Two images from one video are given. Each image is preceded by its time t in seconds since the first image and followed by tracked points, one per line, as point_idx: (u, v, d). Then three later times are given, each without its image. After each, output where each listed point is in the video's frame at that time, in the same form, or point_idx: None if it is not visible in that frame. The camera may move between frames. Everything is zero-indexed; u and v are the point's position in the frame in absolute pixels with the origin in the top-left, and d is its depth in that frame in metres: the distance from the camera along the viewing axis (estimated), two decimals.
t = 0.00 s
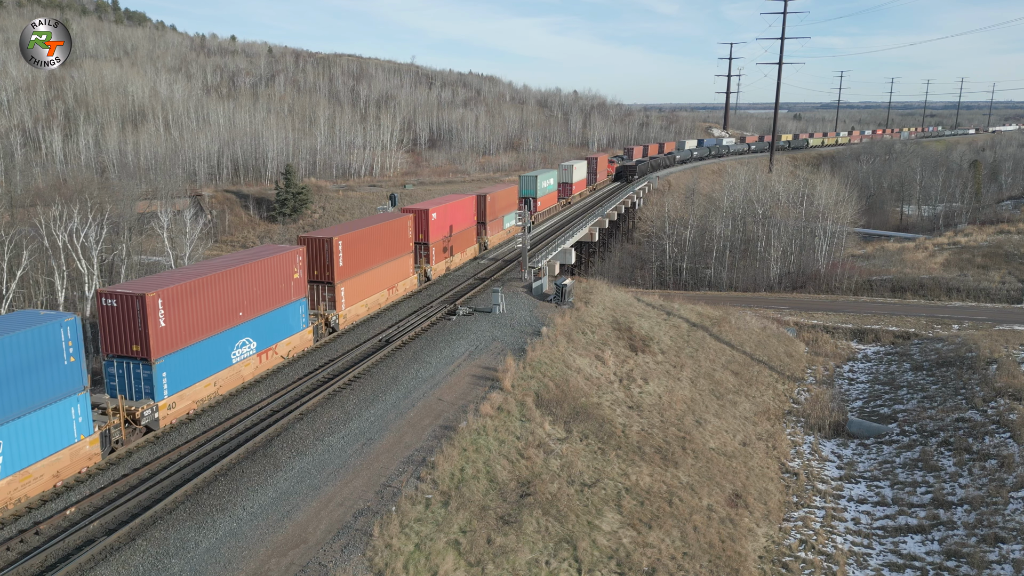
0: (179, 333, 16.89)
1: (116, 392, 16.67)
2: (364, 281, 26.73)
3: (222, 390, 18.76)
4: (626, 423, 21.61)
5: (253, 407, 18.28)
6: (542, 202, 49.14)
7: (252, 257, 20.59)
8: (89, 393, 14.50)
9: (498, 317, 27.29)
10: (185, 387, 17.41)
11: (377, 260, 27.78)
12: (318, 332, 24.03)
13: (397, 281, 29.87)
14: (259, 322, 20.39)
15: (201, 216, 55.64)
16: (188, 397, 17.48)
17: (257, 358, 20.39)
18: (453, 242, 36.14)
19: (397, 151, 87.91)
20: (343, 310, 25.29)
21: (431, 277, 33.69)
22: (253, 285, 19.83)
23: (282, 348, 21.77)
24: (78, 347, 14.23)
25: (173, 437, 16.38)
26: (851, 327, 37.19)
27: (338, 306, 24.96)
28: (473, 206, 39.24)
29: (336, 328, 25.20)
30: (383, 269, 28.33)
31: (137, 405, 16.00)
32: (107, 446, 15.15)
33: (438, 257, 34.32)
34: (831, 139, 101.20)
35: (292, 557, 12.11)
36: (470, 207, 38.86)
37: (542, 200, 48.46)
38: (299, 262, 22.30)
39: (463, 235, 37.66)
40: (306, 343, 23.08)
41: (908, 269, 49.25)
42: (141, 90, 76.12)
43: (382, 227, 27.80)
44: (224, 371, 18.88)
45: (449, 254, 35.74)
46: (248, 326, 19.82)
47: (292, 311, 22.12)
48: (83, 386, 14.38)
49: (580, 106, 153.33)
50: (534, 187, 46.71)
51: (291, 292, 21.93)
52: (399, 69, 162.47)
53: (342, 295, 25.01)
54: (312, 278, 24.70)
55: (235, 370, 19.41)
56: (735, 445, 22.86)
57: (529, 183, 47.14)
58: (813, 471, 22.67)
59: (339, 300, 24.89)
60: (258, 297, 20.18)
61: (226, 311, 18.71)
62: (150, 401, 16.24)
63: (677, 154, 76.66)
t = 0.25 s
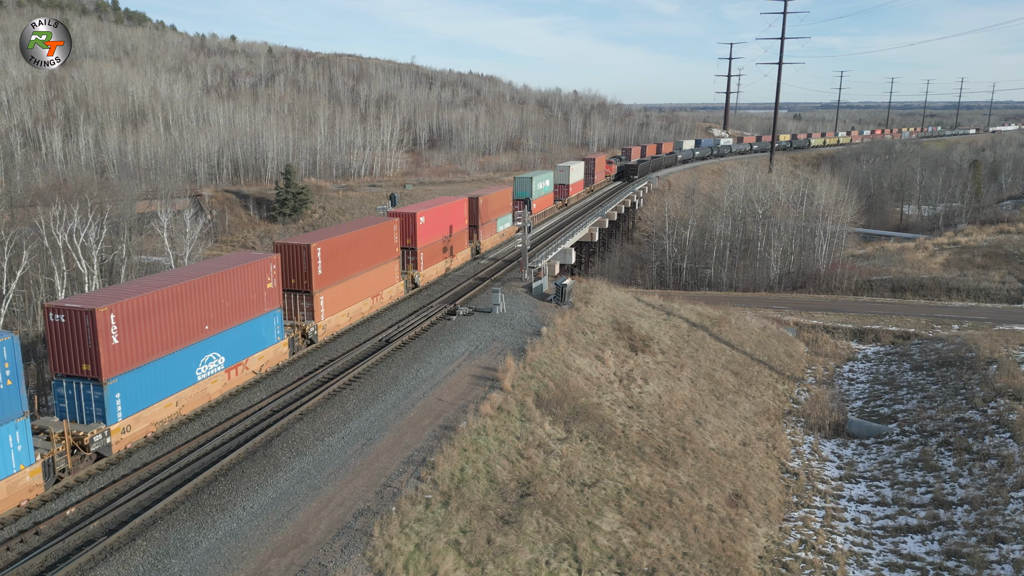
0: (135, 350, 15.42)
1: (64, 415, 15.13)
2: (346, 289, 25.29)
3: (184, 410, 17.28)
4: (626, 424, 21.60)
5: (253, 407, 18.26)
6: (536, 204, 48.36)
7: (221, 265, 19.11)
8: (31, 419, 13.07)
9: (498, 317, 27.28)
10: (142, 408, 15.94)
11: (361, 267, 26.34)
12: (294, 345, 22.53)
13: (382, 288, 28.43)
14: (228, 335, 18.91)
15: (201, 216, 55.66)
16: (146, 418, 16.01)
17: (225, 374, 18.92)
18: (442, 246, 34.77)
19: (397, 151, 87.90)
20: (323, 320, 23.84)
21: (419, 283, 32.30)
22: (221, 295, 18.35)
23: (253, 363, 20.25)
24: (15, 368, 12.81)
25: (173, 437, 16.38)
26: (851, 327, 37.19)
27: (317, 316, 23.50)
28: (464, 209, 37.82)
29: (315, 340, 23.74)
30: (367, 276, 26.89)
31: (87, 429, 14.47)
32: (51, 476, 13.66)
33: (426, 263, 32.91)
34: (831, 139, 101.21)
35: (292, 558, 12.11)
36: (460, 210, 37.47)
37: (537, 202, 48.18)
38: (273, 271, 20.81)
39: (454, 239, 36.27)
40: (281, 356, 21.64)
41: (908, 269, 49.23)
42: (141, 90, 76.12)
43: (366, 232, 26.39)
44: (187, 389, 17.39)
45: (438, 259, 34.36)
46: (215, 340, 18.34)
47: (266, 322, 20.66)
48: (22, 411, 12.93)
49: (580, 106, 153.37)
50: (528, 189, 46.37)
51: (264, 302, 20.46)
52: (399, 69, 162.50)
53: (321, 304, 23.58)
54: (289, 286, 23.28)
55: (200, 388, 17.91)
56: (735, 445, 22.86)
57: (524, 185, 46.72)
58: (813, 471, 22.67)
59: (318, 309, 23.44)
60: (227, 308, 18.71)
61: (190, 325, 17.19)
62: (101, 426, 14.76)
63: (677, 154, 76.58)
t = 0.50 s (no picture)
0: (82, 370, 14.01)
1: (6, 442, 13.72)
2: (324, 298, 23.83)
3: (141, 434, 15.82)
4: (626, 424, 21.60)
5: (253, 407, 18.26)
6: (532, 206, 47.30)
7: (184, 277, 17.72)
8: None
9: (498, 317, 27.28)
10: (93, 432, 14.51)
11: (342, 274, 24.89)
12: (267, 359, 21.07)
13: (365, 297, 26.99)
14: (192, 351, 17.48)
15: (201, 216, 55.68)
16: (97, 444, 14.57)
17: (189, 393, 17.42)
18: (431, 252, 33.29)
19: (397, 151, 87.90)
20: (300, 332, 22.40)
21: (407, 290, 30.85)
22: (184, 308, 16.98)
23: (221, 381, 18.76)
24: None
25: (173, 438, 16.37)
26: (851, 327, 37.18)
27: (294, 328, 22.05)
28: (455, 212, 36.33)
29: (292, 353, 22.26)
30: (348, 283, 25.43)
31: (28, 458, 12.98)
32: None
33: (414, 269, 31.46)
34: (831, 139, 101.20)
35: (292, 558, 12.11)
36: (451, 213, 35.96)
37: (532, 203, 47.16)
38: (243, 281, 19.41)
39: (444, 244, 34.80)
40: (254, 371, 20.18)
41: (908, 269, 49.23)
42: (141, 90, 76.17)
43: (347, 238, 24.94)
44: (145, 411, 15.94)
45: (427, 265, 32.91)
46: (177, 357, 16.90)
47: (236, 336, 19.21)
48: None
49: (580, 106, 153.43)
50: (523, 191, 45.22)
51: (234, 315, 19.03)
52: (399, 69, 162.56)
53: (297, 314, 22.12)
54: (263, 296, 21.83)
55: (161, 409, 16.47)
56: (735, 445, 22.85)
57: (519, 186, 45.66)
58: (813, 471, 22.67)
59: (294, 320, 22.00)
60: (191, 322, 17.29)
61: (146, 342, 15.76)
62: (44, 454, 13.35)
63: (677, 154, 76.56)
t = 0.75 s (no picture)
0: (22, 392, 12.67)
1: None
2: (302, 308, 22.43)
3: (93, 461, 14.42)
4: (626, 424, 21.58)
5: (254, 407, 18.25)
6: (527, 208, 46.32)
7: (142, 288, 16.33)
8: None
9: (498, 317, 27.26)
10: (36, 460, 13.14)
11: (321, 283, 23.51)
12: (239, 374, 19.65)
13: (348, 306, 25.59)
14: (152, 368, 16.08)
15: (201, 216, 55.66)
16: (40, 474, 13.18)
17: (147, 415, 16.01)
18: (418, 257, 31.82)
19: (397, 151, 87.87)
20: (274, 344, 20.99)
21: (392, 298, 29.43)
22: (140, 323, 15.62)
23: (184, 401, 17.33)
24: None
25: (173, 437, 16.35)
26: (851, 327, 37.17)
27: (268, 341, 20.66)
28: (444, 215, 34.81)
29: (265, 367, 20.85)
30: (330, 291, 24.14)
31: None
32: None
33: (400, 276, 30.01)
34: (831, 139, 101.17)
35: (292, 558, 12.10)
36: (440, 217, 34.43)
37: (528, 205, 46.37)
38: (210, 292, 18.07)
39: (432, 248, 33.33)
40: (222, 388, 18.80)
41: (908, 269, 49.22)
42: (141, 90, 76.16)
43: (326, 244, 23.58)
44: (98, 436, 14.54)
45: (414, 271, 31.44)
46: (134, 376, 15.51)
47: (201, 351, 17.83)
48: None
49: (580, 106, 153.45)
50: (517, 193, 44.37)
51: (198, 328, 17.67)
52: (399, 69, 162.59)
53: (272, 326, 20.74)
54: (235, 307, 20.45)
55: (115, 433, 15.06)
56: (735, 445, 22.85)
57: (513, 188, 44.85)
58: (814, 471, 22.66)
59: (269, 332, 20.61)
60: (149, 337, 15.90)
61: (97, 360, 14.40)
62: None
63: (677, 154, 76.51)
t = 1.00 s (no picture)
0: None
1: None
2: (276, 320, 21.05)
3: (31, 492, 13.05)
4: (626, 423, 21.58)
5: (254, 407, 18.25)
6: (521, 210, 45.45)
7: (94, 302, 14.94)
8: None
9: (498, 316, 27.26)
10: None
11: (298, 292, 22.15)
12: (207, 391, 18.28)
13: (328, 316, 24.22)
14: (104, 389, 14.69)
15: (201, 216, 55.66)
16: None
17: (99, 440, 14.61)
18: (405, 263, 30.44)
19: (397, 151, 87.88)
20: (246, 359, 19.62)
21: (377, 307, 28.06)
22: (92, 341, 14.27)
23: (141, 424, 15.90)
24: None
25: (174, 437, 16.35)
26: (851, 327, 37.18)
27: (239, 355, 19.29)
28: (434, 219, 33.40)
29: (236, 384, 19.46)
30: (308, 301, 22.80)
31: None
32: None
33: (385, 283, 28.63)
34: (831, 139, 101.16)
35: (292, 558, 12.10)
36: (429, 221, 33.02)
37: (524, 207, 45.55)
38: (173, 305, 16.70)
39: (420, 254, 31.92)
40: (186, 409, 17.37)
41: (908, 269, 49.23)
42: (141, 90, 76.20)
43: (304, 251, 22.25)
44: (38, 465, 13.18)
45: (400, 278, 30.03)
46: (84, 398, 14.14)
47: (162, 369, 16.41)
48: None
49: (580, 106, 153.47)
50: (512, 195, 43.54)
51: (158, 345, 16.25)
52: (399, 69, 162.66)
53: (242, 340, 19.38)
54: (203, 319, 19.11)
55: (60, 462, 13.68)
56: (735, 445, 22.84)
57: (508, 191, 43.98)
58: (814, 471, 22.66)
59: (239, 346, 19.25)
60: (100, 356, 14.48)
61: (37, 382, 13.02)
62: None
63: (677, 154, 76.51)
